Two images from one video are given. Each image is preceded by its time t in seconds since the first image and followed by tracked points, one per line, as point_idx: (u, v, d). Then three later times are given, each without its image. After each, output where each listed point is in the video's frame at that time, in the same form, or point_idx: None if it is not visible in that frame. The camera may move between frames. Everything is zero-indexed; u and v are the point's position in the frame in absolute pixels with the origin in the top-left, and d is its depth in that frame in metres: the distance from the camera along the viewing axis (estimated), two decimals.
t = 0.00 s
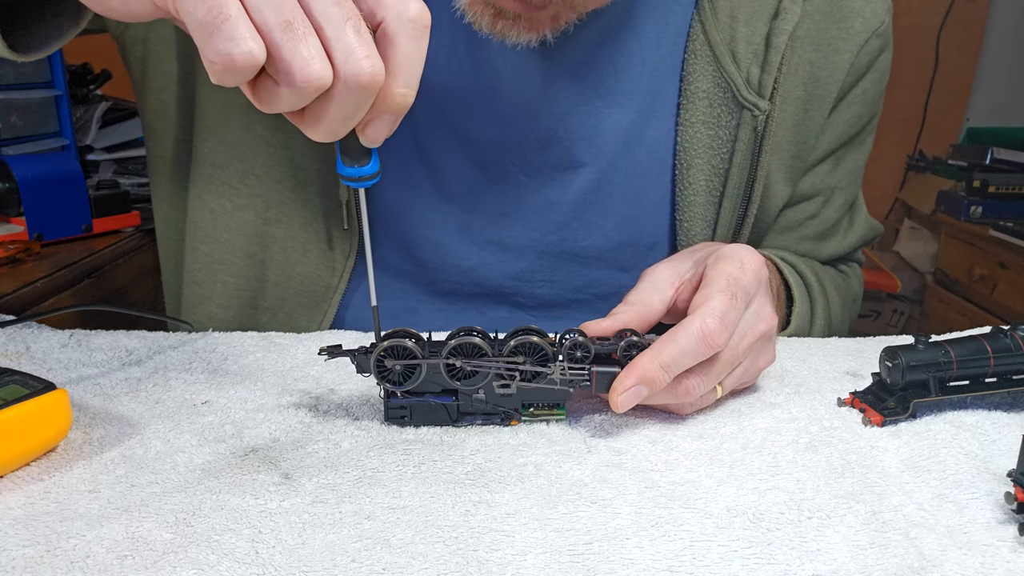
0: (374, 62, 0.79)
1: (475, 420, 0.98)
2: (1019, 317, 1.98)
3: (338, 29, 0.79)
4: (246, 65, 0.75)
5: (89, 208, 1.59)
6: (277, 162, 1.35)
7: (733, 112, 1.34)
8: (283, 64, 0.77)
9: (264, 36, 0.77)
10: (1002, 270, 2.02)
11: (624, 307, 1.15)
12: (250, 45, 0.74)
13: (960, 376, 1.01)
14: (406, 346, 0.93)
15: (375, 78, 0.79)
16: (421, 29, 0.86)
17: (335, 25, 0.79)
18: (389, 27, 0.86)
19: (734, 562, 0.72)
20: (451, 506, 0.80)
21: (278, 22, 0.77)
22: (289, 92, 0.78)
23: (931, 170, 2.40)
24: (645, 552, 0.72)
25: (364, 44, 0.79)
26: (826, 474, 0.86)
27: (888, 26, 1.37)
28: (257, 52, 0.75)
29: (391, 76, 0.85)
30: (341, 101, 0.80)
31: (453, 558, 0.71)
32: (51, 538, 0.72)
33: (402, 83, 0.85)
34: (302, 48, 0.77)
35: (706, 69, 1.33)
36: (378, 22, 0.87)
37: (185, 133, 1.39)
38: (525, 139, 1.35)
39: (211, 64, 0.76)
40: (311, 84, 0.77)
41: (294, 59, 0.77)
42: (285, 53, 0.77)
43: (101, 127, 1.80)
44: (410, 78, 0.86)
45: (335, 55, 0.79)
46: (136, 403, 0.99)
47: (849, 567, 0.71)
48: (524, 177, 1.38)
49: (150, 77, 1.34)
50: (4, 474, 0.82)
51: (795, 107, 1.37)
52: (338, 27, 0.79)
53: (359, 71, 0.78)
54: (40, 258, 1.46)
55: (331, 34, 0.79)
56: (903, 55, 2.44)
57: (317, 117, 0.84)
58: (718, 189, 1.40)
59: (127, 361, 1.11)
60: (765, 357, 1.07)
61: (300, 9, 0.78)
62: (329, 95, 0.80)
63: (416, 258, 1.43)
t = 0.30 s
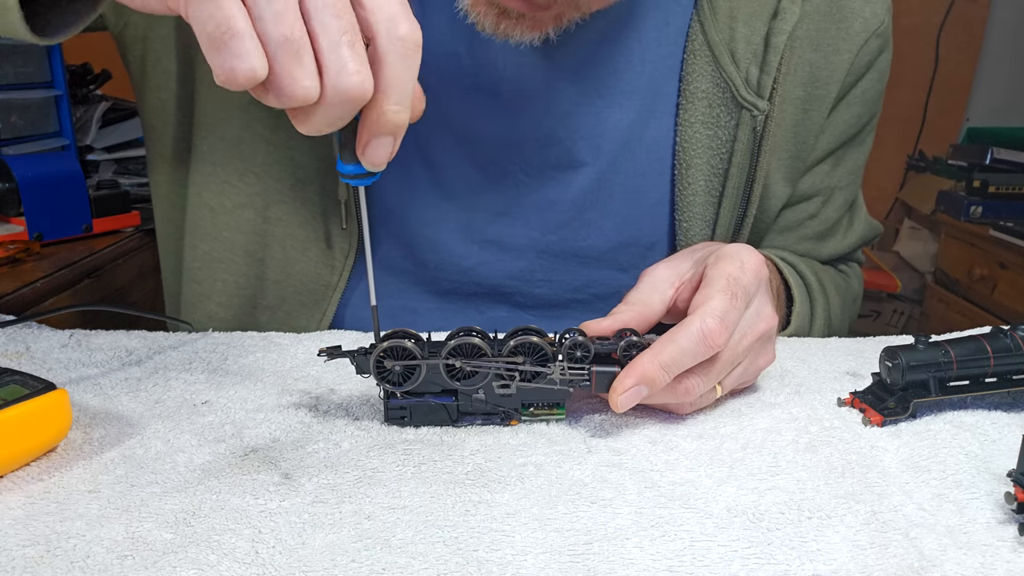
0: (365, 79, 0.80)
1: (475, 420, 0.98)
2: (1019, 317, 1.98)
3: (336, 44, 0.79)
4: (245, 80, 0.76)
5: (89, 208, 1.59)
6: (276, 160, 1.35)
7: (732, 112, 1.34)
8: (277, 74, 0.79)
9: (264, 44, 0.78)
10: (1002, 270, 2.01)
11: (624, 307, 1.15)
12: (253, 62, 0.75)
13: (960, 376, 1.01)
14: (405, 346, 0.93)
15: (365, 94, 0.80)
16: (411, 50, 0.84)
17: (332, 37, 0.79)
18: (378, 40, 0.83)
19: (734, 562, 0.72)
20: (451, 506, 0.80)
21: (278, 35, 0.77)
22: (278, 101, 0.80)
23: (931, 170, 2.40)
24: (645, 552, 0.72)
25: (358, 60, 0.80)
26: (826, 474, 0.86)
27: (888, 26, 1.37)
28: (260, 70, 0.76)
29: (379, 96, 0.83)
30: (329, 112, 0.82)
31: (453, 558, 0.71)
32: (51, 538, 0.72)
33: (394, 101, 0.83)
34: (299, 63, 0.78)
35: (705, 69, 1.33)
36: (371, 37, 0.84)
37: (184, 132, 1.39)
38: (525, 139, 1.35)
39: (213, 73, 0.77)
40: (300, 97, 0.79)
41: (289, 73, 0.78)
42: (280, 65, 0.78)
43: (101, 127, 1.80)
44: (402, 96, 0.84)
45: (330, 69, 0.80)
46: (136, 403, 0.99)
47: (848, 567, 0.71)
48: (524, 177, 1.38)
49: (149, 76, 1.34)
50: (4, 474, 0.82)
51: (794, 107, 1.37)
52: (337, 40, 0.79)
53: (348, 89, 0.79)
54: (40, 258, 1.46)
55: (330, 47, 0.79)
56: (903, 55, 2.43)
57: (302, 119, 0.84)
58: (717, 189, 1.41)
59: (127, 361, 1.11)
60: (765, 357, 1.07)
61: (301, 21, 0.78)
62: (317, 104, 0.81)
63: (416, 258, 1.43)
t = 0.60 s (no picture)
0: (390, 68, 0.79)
1: (475, 420, 0.98)
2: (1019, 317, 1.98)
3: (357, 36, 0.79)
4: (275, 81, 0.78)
5: (89, 208, 1.59)
6: (278, 155, 1.36)
7: (733, 111, 1.35)
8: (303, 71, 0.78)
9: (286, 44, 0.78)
10: (1002, 270, 2.01)
11: (624, 307, 1.15)
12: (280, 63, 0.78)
13: (960, 376, 1.01)
14: (405, 346, 0.93)
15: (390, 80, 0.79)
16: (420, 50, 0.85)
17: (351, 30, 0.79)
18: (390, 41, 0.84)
19: (734, 562, 0.72)
20: (451, 506, 0.80)
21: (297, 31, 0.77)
22: (313, 99, 0.79)
23: (931, 170, 2.40)
24: (645, 552, 0.72)
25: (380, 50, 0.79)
26: (826, 474, 0.86)
27: (888, 26, 1.37)
28: (288, 67, 0.78)
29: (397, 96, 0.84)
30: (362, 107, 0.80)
31: (453, 558, 0.71)
32: (51, 538, 0.72)
33: (406, 105, 0.84)
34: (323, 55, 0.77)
35: (705, 69, 1.33)
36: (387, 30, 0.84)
37: (185, 129, 1.39)
38: (524, 137, 1.35)
39: (247, 80, 0.80)
40: (333, 88, 0.78)
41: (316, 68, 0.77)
42: (305, 61, 0.78)
43: (101, 127, 1.80)
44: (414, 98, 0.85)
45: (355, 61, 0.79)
46: (136, 403, 0.99)
47: (849, 567, 0.71)
48: (524, 175, 1.38)
49: (149, 69, 1.34)
50: (4, 474, 0.82)
51: (794, 106, 1.37)
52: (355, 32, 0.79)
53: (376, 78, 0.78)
54: (41, 258, 1.46)
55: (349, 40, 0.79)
56: (902, 55, 2.43)
57: (337, 122, 0.83)
58: (717, 188, 1.41)
59: (127, 360, 1.11)
60: (765, 356, 1.07)
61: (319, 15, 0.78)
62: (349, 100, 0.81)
63: (416, 258, 1.43)
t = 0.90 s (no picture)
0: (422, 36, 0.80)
1: (475, 420, 0.98)
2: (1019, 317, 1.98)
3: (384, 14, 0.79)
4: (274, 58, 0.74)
5: (89, 208, 1.59)
6: (279, 153, 1.36)
7: (734, 110, 1.35)
8: (317, 49, 0.77)
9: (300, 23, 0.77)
10: (1002, 270, 2.01)
11: (624, 307, 1.15)
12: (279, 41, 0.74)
13: (960, 376, 1.01)
14: (405, 346, 0.93)
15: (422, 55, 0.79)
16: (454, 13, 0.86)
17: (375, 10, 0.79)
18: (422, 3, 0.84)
19: (734, 562, 0.72)
20: (451, 506, 0.80)
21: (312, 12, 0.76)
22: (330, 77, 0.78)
23: (931, 170, 2.40)
24: (644, 552, 0.72)
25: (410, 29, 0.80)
26: (825, 474, 0.86)
27: (888, 25, 1.37)
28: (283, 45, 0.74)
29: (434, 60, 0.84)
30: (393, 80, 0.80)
31: (453, 558, 0.71)
32: (51, 538, 0.72)
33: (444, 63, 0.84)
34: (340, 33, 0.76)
35: (706, 68, 1.34)
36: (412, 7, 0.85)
37: (186, 126, 1.39)
38: (525, 136, 1.35)
39: (240, 60, 0.75)
40: (351, 65, 0.76)
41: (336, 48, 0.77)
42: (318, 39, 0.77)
43: (101, 127, 1.80)
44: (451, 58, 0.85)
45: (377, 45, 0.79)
46: (136, 403, 0.99)
47: (848, 567, 0.71)
48: (526, 174, 1.38)
49: (152, 65, 1.34)
50: (4, 474, 0.82)
51: (795, 106, 1.37)
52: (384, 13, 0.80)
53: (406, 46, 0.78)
54: (41, 258, 1.46)
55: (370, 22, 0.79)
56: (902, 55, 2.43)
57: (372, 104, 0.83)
58: (718, 188, 1.41)
59: (127, 360, 1.11)
60: (765, 356, 1.07)
61: None
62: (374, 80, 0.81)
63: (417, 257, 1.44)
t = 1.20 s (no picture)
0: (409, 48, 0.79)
1: (475, 420, 0.98)
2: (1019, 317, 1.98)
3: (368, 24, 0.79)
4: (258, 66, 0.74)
5: (89, 208, 1.59)
6: (279, 153, 1.36)
7: (736, 110, 1.35)
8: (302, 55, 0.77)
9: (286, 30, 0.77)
10: (1002, 270, 2.01)
11: (624, 307, 1.15)
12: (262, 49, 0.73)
13: (960, 376, 1.01)
14: (405, 346, 0.93)
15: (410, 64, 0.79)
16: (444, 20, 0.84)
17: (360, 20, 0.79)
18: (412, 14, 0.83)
19: (734, 562, 0.72)
20: (451, 506, 0.80)
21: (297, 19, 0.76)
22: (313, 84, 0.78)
23: (931, 170, 2.40)
24: (645, 552, 0.72)
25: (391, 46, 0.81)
26: (826, 474, 0.86)
27: (889, 26, 1.37)
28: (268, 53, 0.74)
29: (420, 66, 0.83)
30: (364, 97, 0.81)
31: (453, 558, 0.71)
32: (51, 538, 0.72)
33: (430, 74, 0.84)
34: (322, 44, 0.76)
35: (708, 68, 1.34)
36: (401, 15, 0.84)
37: (186, 127, 1.39)
38: (526, 136, 1.35)
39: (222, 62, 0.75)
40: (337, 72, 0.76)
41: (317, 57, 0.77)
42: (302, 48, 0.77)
43: (101, 127, 1.80)
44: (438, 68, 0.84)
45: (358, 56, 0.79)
46: (136, 403, 0.99)
47: (849, 567, 0.71)
48: (527, 174, 1.38)
49: (152, 64, 1.34)
50: (4, 474, 0.82)
51: (796, 106, 1.37)
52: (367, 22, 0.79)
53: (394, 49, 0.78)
54: (40, 258, 1.46)
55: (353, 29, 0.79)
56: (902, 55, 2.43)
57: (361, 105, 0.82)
58: (719, 188, 1.41)
59: (127, 361, 1.11)
60: (765, 356, 1.07)
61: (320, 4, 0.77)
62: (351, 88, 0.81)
63: (417, 257, 1.44)
